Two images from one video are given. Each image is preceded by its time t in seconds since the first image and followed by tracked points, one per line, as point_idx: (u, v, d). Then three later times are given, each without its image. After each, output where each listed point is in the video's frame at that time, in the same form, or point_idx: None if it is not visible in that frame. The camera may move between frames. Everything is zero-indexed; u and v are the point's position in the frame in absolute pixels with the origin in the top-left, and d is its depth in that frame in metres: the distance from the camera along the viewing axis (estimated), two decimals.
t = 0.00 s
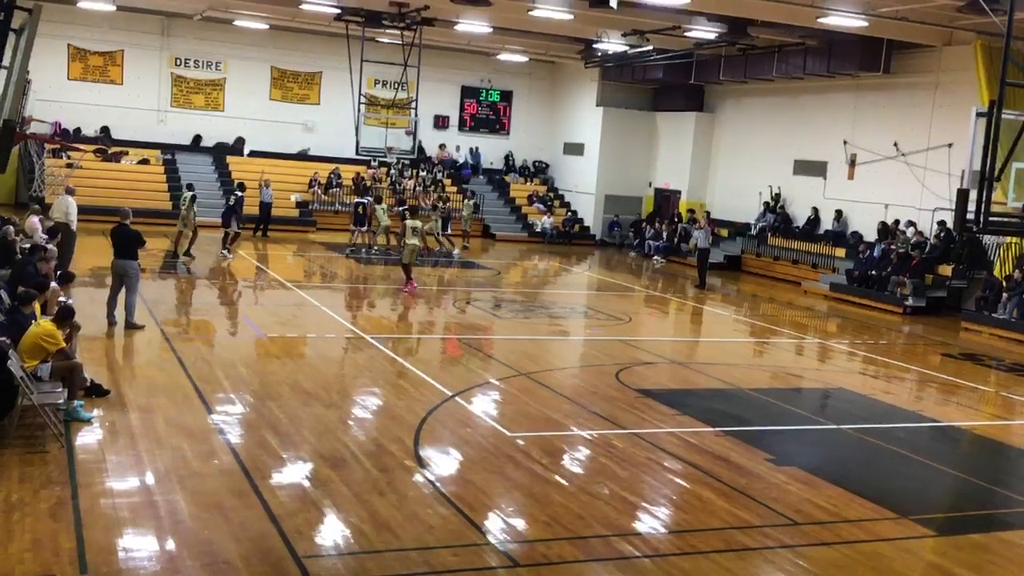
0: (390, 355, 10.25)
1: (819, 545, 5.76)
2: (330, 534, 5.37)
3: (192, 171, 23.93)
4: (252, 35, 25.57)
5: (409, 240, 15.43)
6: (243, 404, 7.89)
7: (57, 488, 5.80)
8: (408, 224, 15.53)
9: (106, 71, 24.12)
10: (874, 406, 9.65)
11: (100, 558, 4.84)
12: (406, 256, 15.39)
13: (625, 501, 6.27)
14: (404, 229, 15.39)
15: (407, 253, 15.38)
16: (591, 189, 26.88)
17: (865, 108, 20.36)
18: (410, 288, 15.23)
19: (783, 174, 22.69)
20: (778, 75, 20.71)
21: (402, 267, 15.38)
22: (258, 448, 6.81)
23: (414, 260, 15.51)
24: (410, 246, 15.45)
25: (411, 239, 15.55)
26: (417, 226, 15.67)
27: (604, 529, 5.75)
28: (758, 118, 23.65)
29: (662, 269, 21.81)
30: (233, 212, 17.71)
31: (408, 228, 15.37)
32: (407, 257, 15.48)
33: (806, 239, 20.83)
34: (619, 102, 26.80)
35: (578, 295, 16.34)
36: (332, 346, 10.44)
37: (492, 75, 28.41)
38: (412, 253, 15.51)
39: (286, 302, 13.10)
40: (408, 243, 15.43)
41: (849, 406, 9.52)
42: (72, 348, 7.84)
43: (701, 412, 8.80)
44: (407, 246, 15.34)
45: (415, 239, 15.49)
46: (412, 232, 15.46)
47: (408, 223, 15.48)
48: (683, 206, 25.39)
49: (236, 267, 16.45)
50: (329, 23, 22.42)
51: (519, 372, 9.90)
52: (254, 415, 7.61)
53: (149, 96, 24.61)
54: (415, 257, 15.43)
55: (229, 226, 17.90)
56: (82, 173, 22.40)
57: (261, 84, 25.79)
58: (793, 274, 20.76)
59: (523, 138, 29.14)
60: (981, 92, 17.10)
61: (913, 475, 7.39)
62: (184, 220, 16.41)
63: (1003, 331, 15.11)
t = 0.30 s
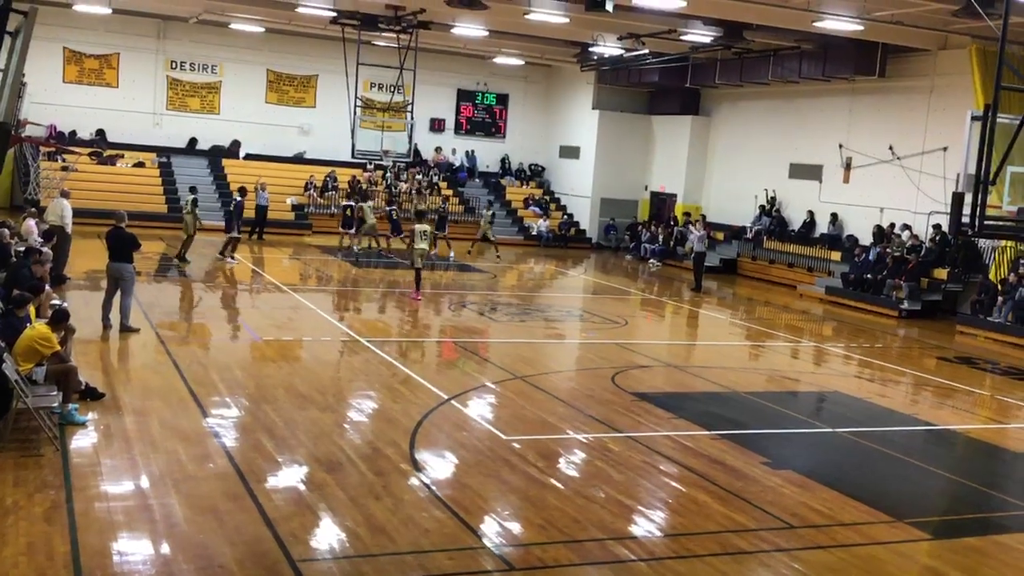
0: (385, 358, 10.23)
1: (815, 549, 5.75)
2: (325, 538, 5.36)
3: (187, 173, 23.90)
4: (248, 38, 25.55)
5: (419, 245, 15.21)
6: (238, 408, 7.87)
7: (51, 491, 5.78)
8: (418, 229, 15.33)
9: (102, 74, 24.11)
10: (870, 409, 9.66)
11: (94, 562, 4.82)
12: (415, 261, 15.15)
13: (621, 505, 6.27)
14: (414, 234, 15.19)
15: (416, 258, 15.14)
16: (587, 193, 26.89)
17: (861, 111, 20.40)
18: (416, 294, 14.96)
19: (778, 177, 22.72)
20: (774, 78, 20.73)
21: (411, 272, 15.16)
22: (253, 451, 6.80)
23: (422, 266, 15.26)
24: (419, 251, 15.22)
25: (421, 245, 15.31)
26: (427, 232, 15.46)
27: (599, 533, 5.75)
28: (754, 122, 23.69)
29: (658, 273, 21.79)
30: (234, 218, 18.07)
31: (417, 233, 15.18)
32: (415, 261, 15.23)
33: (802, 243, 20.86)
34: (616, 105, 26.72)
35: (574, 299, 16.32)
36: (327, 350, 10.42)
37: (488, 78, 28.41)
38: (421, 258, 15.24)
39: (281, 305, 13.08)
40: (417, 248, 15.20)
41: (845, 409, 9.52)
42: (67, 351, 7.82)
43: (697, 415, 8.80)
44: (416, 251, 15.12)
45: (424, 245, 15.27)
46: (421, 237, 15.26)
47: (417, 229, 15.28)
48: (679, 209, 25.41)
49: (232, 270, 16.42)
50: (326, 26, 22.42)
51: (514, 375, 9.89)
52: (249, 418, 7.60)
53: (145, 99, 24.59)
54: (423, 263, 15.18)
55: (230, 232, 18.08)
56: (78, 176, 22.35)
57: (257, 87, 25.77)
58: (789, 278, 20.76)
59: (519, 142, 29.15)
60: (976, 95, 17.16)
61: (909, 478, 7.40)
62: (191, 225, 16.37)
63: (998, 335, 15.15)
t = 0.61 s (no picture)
0: (383, 361, 10.22)
1: (813, 551, 5.76)
2: (322, 540, 5.35)
3: (185, 176, 23.90)
4: (246, 40, 25.56)
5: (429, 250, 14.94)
6: (236, 410, 7.86)
7: (49, 494, 5.78)
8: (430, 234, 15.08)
9: (100, 76, 24.11)
10: (867, 411, 9.66)
11: (91, 564, 4.81)
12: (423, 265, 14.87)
13: (618, 507, 6.27)
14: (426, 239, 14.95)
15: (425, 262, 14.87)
16: (585, 195, 26.91)
17: (858, 113, 20.42)
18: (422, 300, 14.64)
19: (776, 179, 22.74)
20: (771, 81, 20.75)
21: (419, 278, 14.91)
22: (250, 454, 6.79)
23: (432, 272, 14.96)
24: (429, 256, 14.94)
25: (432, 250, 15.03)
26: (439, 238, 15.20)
27: (597, 535, 5.75)
28: (752, 124, 23.72)
29: (655, 274, 21.82)
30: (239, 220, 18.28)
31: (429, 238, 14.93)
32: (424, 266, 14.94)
33: (800, 245, 20.89)
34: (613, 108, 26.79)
35: (572, 301, 16.31)
36: (325, 352, 10.41)
37: (486, 80, 28.43)
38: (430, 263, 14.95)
39: (278, 307, 13.07)
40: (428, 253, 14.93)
41: (842, 411, 9.52)
42: (64, 353, 7.81)
43: (695, 417, 8.81)
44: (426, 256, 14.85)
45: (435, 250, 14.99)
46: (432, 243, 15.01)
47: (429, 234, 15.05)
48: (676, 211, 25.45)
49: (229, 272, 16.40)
50: (324, 29, 22.46)
51: (512, 377, 9.89)
52: (247, 420, 7.59)
53: (143, 101, 24.58)
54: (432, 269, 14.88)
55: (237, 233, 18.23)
56: (76, 178, 22.33)
57: (254, 89, 25.77)
58: (786, 280, 20.78)
59: (517, 144, 29.17)
60: (973, 97, 17.19)
61: (906, 480, 7.40)
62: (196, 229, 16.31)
63: (995, 337, 15.17)
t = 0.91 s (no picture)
0: (382, 362, 10.22)
1: (812, 552, 5.75)
2: (321, 542, 5.35)
3: (184, 177, 23.90)
4: (245, 41, 25.56)
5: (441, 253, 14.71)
6: (235, 411, 7.86)
7: (48, 495, 5.77)
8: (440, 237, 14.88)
9: (99, 77, 24.10)
10: (866, 413, 9.66)
11: (90, 566, 4.81)
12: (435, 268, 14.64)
13: (617, 509, 6.26)
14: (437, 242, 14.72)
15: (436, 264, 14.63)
16: (584, 196, 26.91)
17: (857, 115, 20.43)
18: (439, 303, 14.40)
19: (775, 181, 22.74)
20: (770, 83, 20.76)
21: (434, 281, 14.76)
22: (250, 455, 6.79)
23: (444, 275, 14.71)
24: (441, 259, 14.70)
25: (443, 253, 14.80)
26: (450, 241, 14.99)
27: (596, 537, 5.74)
28: (751, 125, 23.73)
29: (654, 276, 21.82)
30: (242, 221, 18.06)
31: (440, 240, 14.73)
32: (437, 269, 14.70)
33: (798, 246, 20.88)
34: (612, 109, 26.79)
35: (571, 302, 16.32)
36: (324, 353, 10.41)
37: (485, 81, 28.45)
38: (442, 266, 14.72)
39: (277, 308, 13.07)
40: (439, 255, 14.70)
41: (841, 413, 9.52)
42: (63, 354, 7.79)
43: (694, 418, 8.80)
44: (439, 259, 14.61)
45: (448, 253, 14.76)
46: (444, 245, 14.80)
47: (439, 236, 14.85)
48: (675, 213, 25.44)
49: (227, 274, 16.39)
50: (323, 30, 22.42)
51: (511, 379, 9.88)
52: (246, 422, 7.58)
53: (142, 102, 24.57)
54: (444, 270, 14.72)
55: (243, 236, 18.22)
56: (74, 178, 22.30)
57: (253, 90, 25.76)
58: (785, 281, 20.75)
59: (516, 145, 29.17)
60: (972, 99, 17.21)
61: (906, 482, 7.40)
62: (208, 230, 16.64)
63: (995, 338, 15.16)
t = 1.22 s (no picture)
0: (381, 362, 10.23)
1: (810, 553, 5.76)
2: (321, 542, 5.35)
3: (184, 177, 23.91)
4: (245, 42, 25.57)
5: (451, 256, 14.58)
6: (234, 412, 7.86)
7: (47, 495, 5.77)
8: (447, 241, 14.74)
9: (98, 78, 24.10)
10: (866, 414, 9.66)
11: (89, 566, 4.81)
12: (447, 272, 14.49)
13: (616, 509, 6.27)
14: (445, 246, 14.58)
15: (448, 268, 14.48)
16: (583, 197, 26.92)
17: (856, 116, 20.45)
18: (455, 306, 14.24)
19: (774, 181, 22.75)
20: (769, 84, 20.75)
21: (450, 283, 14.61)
22: (249, 456, 6.79)
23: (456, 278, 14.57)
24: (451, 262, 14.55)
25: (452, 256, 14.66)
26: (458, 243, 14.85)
27: (595, 537, 5.75)
28: (750, 126, 23.76)
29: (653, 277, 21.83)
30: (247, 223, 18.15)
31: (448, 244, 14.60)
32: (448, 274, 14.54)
33: (797, 247, 20.90)
34: (611, 109, 26.78)
35: (570, 303, 16.34)
36: (323, 353, 10.42)
37: (484, 82, 28.46)
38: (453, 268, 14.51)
39: (276, 309, 13.06)
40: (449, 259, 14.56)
41: (840, 414, 9.53)
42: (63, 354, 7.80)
43: (694, 420, 8.81)
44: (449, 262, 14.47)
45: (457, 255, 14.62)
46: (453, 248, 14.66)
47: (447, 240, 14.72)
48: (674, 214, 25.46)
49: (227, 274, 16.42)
50: (323, 30, 22.40)
51: (510, 379, 9.89)
52: (245, 422, 7.59)
53: (141, 103, 24.56)
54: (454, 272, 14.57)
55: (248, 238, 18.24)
56: (74, 179, 22.30)
57: (253, 91, 25.77)
58: (784, 282, 20.74)
59: (515, 146, 29.18)
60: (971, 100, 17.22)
61: (905, 482, 7.40)
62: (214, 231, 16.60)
63: (993, 339, 15.17)
